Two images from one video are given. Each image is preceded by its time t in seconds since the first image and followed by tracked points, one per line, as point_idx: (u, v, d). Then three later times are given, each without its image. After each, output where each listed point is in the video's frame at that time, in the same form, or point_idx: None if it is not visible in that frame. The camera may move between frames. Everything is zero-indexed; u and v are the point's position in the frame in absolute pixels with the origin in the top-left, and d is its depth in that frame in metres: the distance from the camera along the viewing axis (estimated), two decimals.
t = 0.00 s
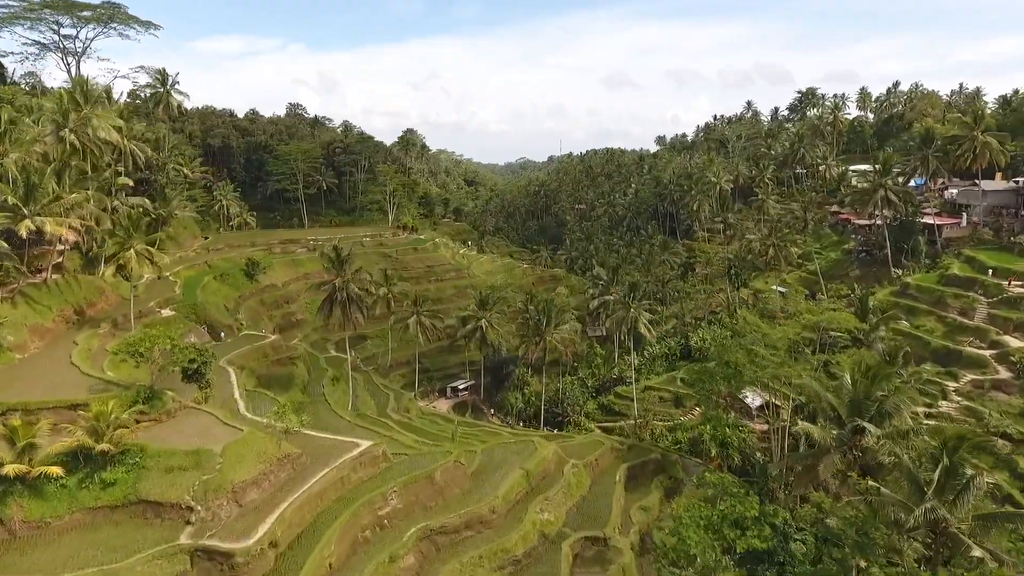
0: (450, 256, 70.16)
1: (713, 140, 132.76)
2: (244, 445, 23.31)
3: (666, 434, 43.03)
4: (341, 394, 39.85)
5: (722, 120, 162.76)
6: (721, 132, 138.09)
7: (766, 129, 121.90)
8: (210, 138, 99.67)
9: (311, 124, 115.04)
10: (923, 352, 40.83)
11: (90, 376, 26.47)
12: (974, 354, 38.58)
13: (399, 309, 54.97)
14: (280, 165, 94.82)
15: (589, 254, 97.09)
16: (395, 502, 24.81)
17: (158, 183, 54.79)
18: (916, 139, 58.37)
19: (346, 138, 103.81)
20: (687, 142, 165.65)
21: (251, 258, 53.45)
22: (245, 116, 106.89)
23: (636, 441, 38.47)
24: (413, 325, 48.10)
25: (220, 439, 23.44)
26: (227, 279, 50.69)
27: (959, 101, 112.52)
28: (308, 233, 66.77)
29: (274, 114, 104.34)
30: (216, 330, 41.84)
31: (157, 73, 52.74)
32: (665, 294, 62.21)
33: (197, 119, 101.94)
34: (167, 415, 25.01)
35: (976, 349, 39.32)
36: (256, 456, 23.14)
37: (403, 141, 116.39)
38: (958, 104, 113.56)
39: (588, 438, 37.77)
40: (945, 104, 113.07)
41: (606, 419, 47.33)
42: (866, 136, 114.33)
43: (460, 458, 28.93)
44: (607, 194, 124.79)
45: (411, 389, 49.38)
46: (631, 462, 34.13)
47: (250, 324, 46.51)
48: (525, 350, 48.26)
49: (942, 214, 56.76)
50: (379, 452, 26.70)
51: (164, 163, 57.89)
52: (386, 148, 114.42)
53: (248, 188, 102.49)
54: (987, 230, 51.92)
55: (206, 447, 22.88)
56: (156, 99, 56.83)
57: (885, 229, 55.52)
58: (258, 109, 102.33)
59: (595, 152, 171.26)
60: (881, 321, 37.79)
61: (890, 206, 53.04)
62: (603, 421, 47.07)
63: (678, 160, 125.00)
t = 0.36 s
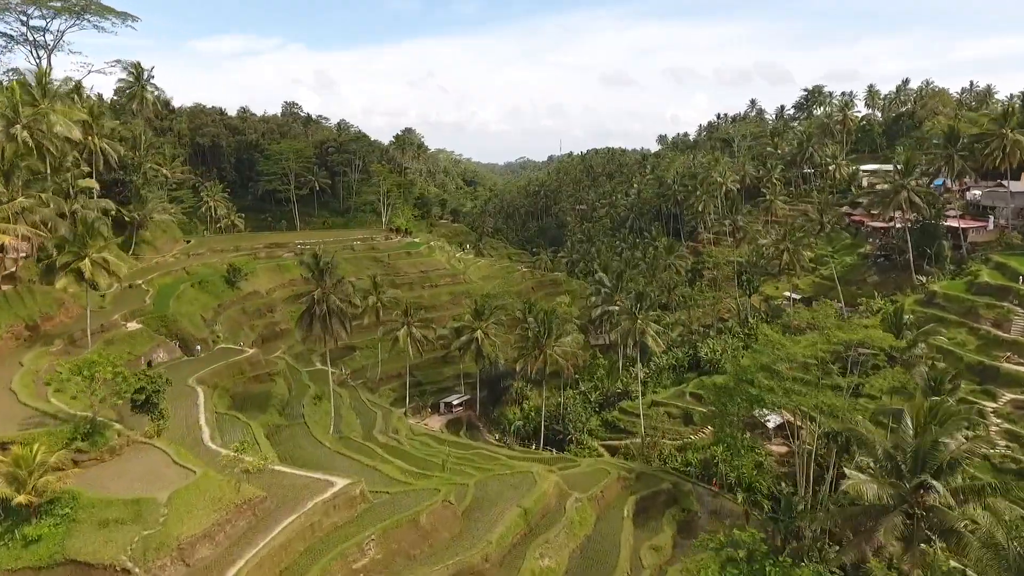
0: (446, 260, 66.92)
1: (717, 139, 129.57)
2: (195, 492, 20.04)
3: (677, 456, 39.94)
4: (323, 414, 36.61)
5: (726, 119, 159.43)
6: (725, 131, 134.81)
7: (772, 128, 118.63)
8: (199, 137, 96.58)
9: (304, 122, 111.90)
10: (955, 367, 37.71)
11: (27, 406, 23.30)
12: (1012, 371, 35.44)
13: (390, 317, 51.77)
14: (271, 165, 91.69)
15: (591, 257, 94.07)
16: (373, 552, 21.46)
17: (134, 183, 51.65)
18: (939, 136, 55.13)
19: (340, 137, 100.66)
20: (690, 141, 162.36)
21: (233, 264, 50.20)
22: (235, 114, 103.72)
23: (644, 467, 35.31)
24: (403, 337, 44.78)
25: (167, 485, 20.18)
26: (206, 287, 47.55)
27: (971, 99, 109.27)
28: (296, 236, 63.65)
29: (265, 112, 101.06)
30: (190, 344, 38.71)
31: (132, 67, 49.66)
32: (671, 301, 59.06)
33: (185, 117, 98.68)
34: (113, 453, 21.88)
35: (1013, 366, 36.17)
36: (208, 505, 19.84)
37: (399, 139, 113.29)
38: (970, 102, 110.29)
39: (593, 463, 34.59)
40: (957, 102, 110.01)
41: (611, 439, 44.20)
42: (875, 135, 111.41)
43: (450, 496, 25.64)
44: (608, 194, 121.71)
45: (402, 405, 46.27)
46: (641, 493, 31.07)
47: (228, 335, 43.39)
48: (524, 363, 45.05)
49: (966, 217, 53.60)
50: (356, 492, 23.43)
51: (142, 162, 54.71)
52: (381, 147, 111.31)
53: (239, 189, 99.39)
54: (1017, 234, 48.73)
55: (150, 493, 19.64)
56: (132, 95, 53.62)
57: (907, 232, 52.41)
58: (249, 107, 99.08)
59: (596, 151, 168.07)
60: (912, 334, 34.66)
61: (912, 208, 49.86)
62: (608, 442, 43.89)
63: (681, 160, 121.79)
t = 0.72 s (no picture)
0: (441, 266, 63.53)
1: (721, 138, 126.26)
2: (119, 560, 16.39)
3: (689, 483, 36.62)
4: (299, 441, 33.08)
5: (729, 118, 156.10)
6: (729, 130, 131.48)
7: (778, 126, 115.34)
8: (185, 136, 93.23)
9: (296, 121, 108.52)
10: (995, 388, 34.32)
11: None
12: None
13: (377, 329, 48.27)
14: (260, 165, 88.36)
15: (592, 261, 90.80)
16: None
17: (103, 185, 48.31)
18: (963, 134, 51.85)
19: (332, 136, 97.32)
20: (692, 141, 159.02)
21: (208, 272, 46.80)
22: (224, 113, 100.38)
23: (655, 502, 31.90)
24: (388, 354, 40.99)
25: (86, 553, 16.60)
26: (179, 297, 44.20)
27: (984, 96, 105.94)
28: (281, 241, 60.24)
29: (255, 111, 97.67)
30: (155, 362, 35.36)
31: (102, 58, 46.77)
32: (678, 309, 55.69)
33: (172, 116, 95.30)
34: (30, 507, 18.57)
35: None
36: None
37: (394, 139, 109.92)
38: (982, 99, 107.01)
39: (597, 497, 31.13)
40: (970, 100, 106.66)
41: (617, 462, 41.22)
42: (885, 134, 108.11)
43: (434, 549, 21.99)
44: (610, 195, 118.36)
45: (390, 424, 42.88)
46: (652, 535, 27.89)
47: (200, 351, 40.01)
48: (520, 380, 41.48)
49: (994, 220, 50.27)
50: (322, 549, 19.63)
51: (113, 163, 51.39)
52: (376, 146, 107.96)
53: (227, 190, 96.02)
54: None
55: (61, 566, 16.03)
56: (102, 91, 50.34)
57: (931, 237, 49.09)
58: (237, 105, 95.73)
59: (596, 151, 164.78)
60: (951, 352, 31.28)
61: (939, 212, 46.50)
62: (614, 465, 40.99)
63: (685, 160, 118.45)
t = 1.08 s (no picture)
0: (434, 271, 60.02)
1: (726, 137, 122.71)
2: None
3: (702, 516, 33.21)
4: (268, 474, 29.54)
5: (733, 116, 152.51)
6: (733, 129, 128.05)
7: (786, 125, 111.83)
8: (170, 135, 89.80)
9: (287, 119, 105.00)
10: None
11: None
12: None
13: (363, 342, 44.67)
14: (248, 165, 84.91)
15: (593, 265, 87.30)
16: None
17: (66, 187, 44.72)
18: (993, 132, 48.30)
19: (323, 134, 93.78)
20: (695, 140, 155.41)
21: (180, 281, 43.27)
22: (212, 111, 96.86)
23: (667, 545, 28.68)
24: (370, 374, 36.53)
25: None
26: (146, 309, 40.63)
27: (999, 94, 102.39)
28: (264, 245, 56.73)
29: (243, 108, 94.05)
30: (110, 386, 31.84)
31: (62, 49, 42.87)
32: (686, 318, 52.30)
33: (156, 113, 91.74)
34: None
35: None
36: None
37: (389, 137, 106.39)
38: (996, 96, 103.56)
39: (605, 543, 27.88)
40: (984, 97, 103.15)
41: (622, 488, 37.95)
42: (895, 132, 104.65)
43: None
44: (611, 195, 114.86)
45: (375, 447, 39.39)
46: None
47: (166, 370, 36.56)
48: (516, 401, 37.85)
49: None
50: None
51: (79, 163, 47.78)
52: (370, 145, 104.45)
53: (214, 191, 92.60)
54: None
55: None
56: (66, 85, 46.64)
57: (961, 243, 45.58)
58: (225, 102, 92.15)
59: (597, 150, 161.17)
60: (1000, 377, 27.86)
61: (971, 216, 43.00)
62: (617, 491, 37.77)
63: (689, 159, 114.95)
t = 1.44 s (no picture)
0: (425, 278, 56.44)
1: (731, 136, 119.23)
2: None
3: (721, 558, 29.62)
4: (228, 518, 25.93)
5: (736, 115, 148.96)
6: (738, 128, 124.59)
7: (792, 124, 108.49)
8: (154, 134, 86.43)
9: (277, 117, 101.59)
10: None
11: None
12: None
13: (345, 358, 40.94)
14: (234, 165, 81.48)
15: (594, 269, 83.86)
16: None
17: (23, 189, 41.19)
18: None
19: (314, 133, 90.35)
20: (698, 139, 151.90)
21: (146, 292, 39.70)
22: (198, 108, 93.40)
23: None
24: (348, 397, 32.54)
25: None
26: (106, 323, 37.07)
27: (1014, 91, 98.90)
28: (244, 251, 53.19)
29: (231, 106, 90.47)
30: (53, 415, 28.28)
31: (15, 39, 39.35)
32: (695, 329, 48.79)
33: (140, 111, 88.33)
34: None
35: None
36: None
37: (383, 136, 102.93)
38: (1011, 94, 100.16)
39: None
40: (1000, 94, 99.70)
41: (630, 522, 34.23)
42: (907, 131, 101.29)
43: None
44: (613, 196, 111.45)
45: (356, 476, 35.85)
46: None
47: (124, 393, 33.02)
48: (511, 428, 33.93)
49: None
50: None
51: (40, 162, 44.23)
52: (363, 144, 100.99)
53: (200, 192, 89.22)
54: None
55: None
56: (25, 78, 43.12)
57: (997, 251, 42.14)
58: (211, 100, 88.57)
59: (598, 149, 157.66)
60: None
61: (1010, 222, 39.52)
62: (625, 527, 33.99)
63: (692, 159, 111.45)
